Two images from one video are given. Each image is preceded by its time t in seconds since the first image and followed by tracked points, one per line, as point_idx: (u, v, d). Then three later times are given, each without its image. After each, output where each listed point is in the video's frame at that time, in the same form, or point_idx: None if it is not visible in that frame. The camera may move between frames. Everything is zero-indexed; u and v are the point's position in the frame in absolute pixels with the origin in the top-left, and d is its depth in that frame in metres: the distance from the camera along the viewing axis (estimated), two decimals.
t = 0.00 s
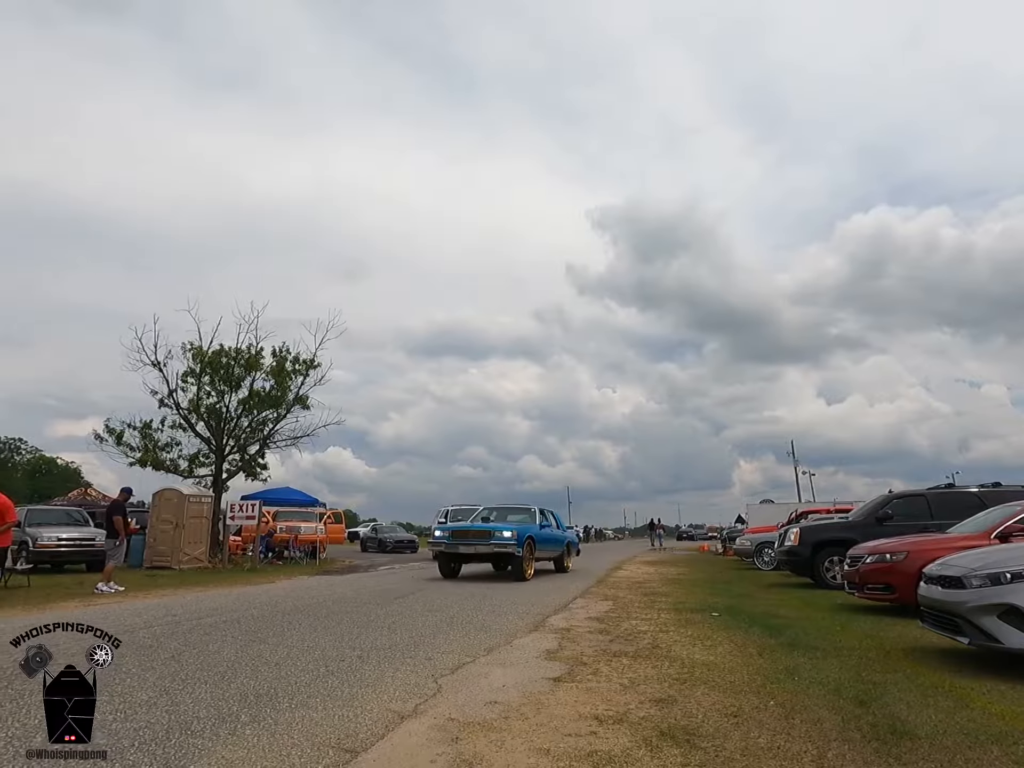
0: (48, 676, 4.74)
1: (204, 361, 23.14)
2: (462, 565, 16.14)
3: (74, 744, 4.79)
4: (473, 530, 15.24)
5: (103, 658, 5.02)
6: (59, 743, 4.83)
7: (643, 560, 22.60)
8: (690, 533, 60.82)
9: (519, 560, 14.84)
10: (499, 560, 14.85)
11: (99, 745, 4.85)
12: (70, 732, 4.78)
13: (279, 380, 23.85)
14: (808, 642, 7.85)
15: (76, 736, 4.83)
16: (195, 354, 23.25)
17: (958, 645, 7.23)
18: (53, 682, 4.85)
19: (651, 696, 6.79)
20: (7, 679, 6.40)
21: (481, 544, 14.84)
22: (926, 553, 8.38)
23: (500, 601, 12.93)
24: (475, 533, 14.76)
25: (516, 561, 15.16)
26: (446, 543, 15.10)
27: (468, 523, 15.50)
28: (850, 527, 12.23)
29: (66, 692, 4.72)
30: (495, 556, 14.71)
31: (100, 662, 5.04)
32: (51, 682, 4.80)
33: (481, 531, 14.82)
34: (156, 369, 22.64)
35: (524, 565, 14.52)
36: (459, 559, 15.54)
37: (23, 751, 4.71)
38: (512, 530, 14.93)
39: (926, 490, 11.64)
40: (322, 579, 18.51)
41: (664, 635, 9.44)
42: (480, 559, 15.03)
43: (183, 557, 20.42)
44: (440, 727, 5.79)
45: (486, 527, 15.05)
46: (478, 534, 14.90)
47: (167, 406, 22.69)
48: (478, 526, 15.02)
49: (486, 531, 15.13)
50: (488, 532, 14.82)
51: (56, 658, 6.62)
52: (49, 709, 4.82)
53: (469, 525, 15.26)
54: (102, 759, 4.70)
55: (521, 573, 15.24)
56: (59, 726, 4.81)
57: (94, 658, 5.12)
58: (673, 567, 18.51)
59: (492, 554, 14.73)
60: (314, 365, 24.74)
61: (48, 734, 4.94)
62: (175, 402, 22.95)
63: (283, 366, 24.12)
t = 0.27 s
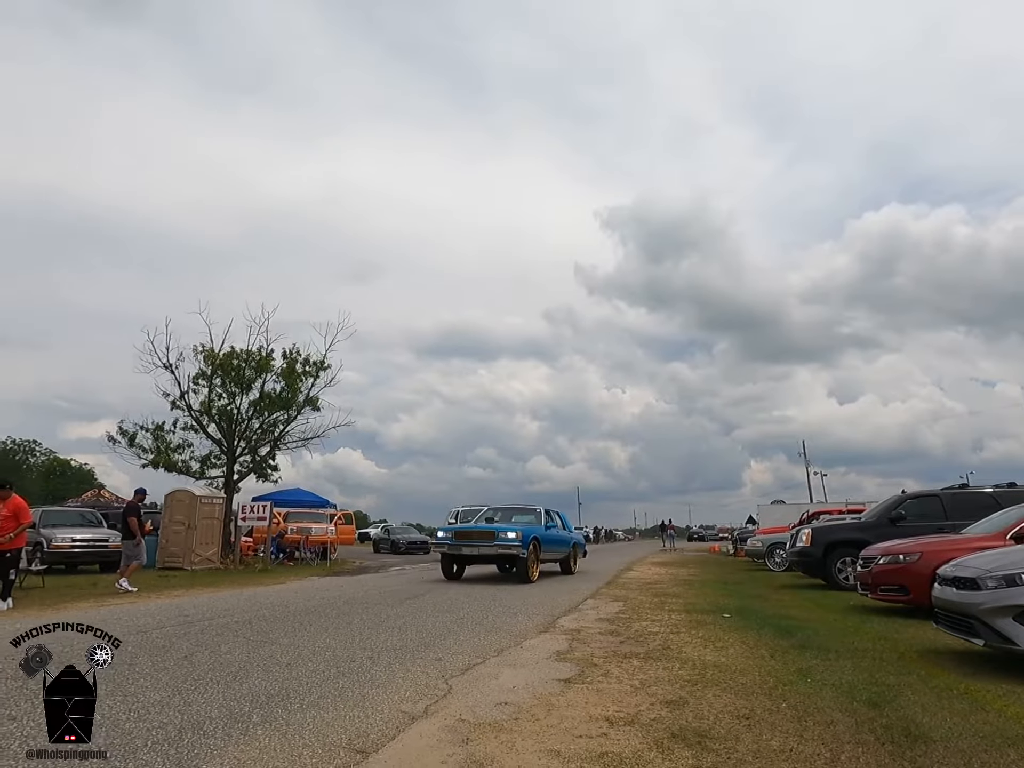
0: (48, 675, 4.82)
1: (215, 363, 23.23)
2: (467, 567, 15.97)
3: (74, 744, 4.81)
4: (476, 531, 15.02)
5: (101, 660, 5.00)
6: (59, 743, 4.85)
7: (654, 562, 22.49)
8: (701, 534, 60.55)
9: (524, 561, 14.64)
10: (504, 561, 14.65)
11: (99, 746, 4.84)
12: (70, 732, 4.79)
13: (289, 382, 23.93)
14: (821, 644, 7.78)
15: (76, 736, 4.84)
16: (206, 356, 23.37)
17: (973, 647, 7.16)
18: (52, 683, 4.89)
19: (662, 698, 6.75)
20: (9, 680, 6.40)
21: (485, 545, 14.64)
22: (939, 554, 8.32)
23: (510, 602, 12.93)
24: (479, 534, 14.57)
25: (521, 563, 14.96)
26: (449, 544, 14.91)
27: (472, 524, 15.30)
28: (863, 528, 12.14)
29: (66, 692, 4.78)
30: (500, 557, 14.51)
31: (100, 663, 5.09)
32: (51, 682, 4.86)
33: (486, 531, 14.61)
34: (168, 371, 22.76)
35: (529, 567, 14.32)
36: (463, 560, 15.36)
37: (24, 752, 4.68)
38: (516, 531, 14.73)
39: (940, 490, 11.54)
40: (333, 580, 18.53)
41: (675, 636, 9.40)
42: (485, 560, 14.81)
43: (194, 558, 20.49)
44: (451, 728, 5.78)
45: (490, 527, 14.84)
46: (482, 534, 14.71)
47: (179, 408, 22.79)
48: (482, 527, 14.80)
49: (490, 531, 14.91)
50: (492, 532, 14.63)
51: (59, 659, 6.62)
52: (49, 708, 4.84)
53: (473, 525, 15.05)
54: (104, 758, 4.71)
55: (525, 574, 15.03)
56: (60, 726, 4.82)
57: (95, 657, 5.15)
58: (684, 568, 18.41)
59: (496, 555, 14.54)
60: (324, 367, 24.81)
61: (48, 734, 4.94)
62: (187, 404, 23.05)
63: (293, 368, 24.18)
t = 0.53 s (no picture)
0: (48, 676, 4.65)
1: (229, 366, 23.34)
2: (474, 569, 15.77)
3: (74, 744, 4.82)
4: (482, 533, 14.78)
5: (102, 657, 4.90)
6: (59, 743, 4.84)
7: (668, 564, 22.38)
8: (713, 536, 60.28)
9: (530, 563, 14.42)
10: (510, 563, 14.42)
11: (99, 746, 4.88)
12: (70, 732, 4.78)
13: (302, 384, 24.00)
14: (837, 647, 7.72)
15: (76, 736, 4.83)
16: (220, 359, 23.49)
17: (991, 650, 7.08)
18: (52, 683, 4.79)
19: (676, 701, 6.70)
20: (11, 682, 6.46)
21: (491, 547, 14.42)
22: (957, 556, 8.23)
23: (523, 604, 12.90)
24: (485, 535, 14.34)
25: (528, 565, 14.72)
26: (454, 547, 14.68)
27: (477, 526, 15.06)
28: (879, 529, 12.04)
29: (66, 692, 4.63)
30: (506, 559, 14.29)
31: (100, 663, 4.98)
32: (51, 682, 4.71)
33: (492, 533, 14.37)
34: (183, 374, 22.89)
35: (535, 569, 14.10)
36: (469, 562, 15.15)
37: (24, 750, 4.73)
38: (523, 532, 14.51)
39: (957, 491, 11.43)
40: (346, 582, 18.57)
41: (689, 638, 9.35)
42: (491, 562, 14.57)
43: (209, 560, 20.60)
44: (464, 729, 5.76)
45: (496, 529, 14.60)
46: (487, 536, 14.49)
47: (193, 411, 22.91)
48: (488, 529, 14.57)
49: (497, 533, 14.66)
50: (498, 534, 14.40)
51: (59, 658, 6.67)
52: (49, 708, 4.74)
53: (478, 527, 14.81)
54: (103, 760, 4.71)
55: (532, 576, 14.81)
56: (60, 726, 4.78)
57: (94, 658, 5.04)
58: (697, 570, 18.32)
59: (503, 557, 14.32)
60: (337, 370, 24.88)
61: (48, 734, 4.92)
62: (201, 406, 23.18)
63: (306, 370, 24.26)
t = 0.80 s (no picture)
0: (47, 677, 4.62)
1: (244, 370, 23.46)
2: (482, 572, 15.60)
3: (74, 744, 4.83)
4: (489, 536, 14.57)
5: (101, 656, 4.86)
6: (59, 743, 4.85)
7: (683, 567, 22.27)
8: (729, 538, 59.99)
9: (538, 566, 14.22)
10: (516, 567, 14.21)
11: (98, 746, 4.90)
12: (69, 732, 4.78)
13: (316, 388, 24.08)
14: (854, 651, 7.63)
15: (76, 736, 4.84)
16: (235, 363, 23.62)
17: (1013, 655, 6.97)
18: (52, 683, 4.75)
19: (691, 705, 6.65)
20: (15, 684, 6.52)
21: (498, 550, 14.24)
22: (977, 558, 8.12)
23: (538, 606, 12.87)
24: (491, 538, 14.15)
25: (536, 568, 14.51)
26: (461, 549, 14.49)
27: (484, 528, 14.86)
28: (897, 532, 11.91)
29: (65, 692, 4.61)
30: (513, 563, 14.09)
31: (100, 662, 4.93)
32: (51, 683, 4.69)
33: (498, 536, 14.17)
34: (198, 378, 23.02)
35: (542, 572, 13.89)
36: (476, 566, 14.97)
37: (23, 751, 4.78)
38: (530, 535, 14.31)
39: (977, 494, 11.29)
40: (361, 584, 18.60)
41: (704, 641, 9.29)
42: (498, 565, 14.37)
43: (225, 562, 20.71)
44: (479, 733, 5.73)
45: (503, 531, 14.40)
46: (494, 539, 14.29)
47: (209, 414, 23.05)
48: (495, 531, 14.37)
49: (503, 536, 14.44)
50: (505, 536, 14.21)
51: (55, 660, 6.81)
52: (50, 708, 4.73)
53: (485, 530, 14.62)
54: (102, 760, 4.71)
55: (540, 579, 14.58)
56: (60, 726, 4.78)
57: (95, 657, 4.98)
58: (713, 573, 18.19)
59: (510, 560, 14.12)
60: (350, 373, 24.94)
61: (48, 734, 4.95)
62: (217, 410, 23.31)
63: (320, 374, 24.34)
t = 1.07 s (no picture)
0: (48, 676, 4.53)
1: (258, 374, 23.55)
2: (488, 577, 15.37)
3: (74, 744, 4.84)
4: (495, 540, 14.37)
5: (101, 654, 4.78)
6: (59, 743, 4.85)
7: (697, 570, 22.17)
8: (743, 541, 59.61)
9: (544, 570, 14.00)
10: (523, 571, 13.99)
11: (97, 747, 4.93)
12: (70, 731, 4.75)
13: (329, 392, 24.14)
14: (871, 656, 7.53)
15: (76, 736, 4.82)
16: (249, 367, 23.72)
17: None
18: (53, 682, 4.65)
19: (707, 710, 6.58)
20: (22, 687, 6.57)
21: (504, 554, 14.03)
22: (997, 562, 8.01)
23: (551, 610, 12.84)
24: (497, 542, 13.95)
25: (543, 573, 14.29)
26: (466, 554, 14.30)
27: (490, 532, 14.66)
28: (915, 535, 11.78)
29: (66, 692, 4.52)
30: (519, 567, 13.87)
31: (100, 663, 4.83)
32: (51, 682, 4.60)
33: (504, 540, 13.97)
34: (213, 383, 23.14)
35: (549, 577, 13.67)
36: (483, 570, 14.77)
37: (23, 751, 4.83)
38: (537, 538, 14.09)
39: (996, 497, 11.16)
40: (374, 588, 18.61)
41: (719, 646, 9.21)
42: (504, 569, 14.17)
43: (240, 566, 20.77)
44: (493, 737, 5.69)
45: (510, 535, 14.20)
46: (500, 542, 14.09)
47: (223, 419, 23.15)
48: (501, 535, 14.17)
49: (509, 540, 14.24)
50: (511, 540, 14.00)
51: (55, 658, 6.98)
52: (49, 707, 4.65)
53: (491, 534, 14.42)
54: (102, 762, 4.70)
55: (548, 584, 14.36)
56: (60, 726, 4.73)
57: (95, 658, 4.87)
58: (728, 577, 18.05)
59: (516, 564, 13.92)
60: (363, 377, 24.97)
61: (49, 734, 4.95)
62: (231, 414, 23.41)
63: (333, 378, 24.40)
